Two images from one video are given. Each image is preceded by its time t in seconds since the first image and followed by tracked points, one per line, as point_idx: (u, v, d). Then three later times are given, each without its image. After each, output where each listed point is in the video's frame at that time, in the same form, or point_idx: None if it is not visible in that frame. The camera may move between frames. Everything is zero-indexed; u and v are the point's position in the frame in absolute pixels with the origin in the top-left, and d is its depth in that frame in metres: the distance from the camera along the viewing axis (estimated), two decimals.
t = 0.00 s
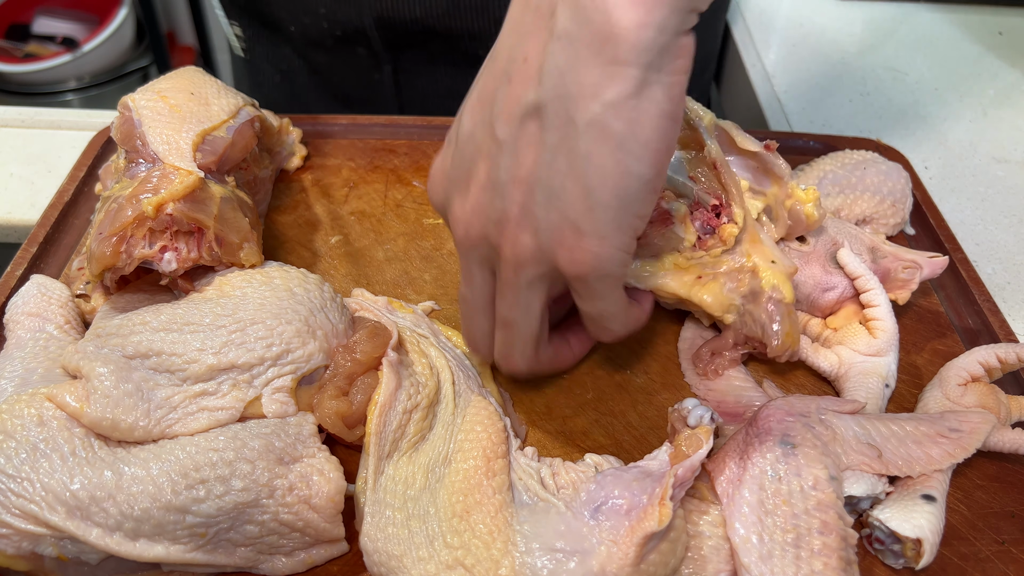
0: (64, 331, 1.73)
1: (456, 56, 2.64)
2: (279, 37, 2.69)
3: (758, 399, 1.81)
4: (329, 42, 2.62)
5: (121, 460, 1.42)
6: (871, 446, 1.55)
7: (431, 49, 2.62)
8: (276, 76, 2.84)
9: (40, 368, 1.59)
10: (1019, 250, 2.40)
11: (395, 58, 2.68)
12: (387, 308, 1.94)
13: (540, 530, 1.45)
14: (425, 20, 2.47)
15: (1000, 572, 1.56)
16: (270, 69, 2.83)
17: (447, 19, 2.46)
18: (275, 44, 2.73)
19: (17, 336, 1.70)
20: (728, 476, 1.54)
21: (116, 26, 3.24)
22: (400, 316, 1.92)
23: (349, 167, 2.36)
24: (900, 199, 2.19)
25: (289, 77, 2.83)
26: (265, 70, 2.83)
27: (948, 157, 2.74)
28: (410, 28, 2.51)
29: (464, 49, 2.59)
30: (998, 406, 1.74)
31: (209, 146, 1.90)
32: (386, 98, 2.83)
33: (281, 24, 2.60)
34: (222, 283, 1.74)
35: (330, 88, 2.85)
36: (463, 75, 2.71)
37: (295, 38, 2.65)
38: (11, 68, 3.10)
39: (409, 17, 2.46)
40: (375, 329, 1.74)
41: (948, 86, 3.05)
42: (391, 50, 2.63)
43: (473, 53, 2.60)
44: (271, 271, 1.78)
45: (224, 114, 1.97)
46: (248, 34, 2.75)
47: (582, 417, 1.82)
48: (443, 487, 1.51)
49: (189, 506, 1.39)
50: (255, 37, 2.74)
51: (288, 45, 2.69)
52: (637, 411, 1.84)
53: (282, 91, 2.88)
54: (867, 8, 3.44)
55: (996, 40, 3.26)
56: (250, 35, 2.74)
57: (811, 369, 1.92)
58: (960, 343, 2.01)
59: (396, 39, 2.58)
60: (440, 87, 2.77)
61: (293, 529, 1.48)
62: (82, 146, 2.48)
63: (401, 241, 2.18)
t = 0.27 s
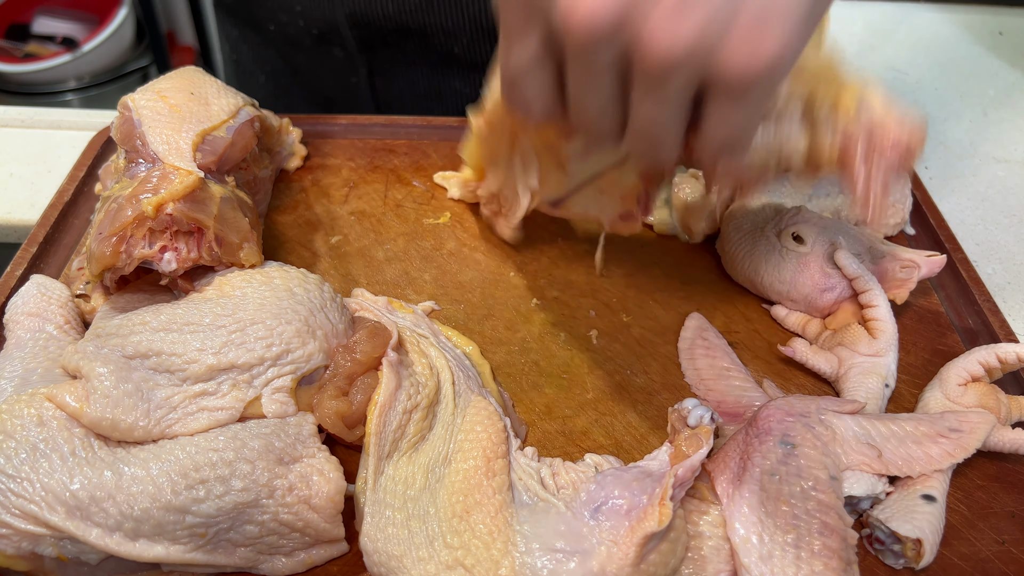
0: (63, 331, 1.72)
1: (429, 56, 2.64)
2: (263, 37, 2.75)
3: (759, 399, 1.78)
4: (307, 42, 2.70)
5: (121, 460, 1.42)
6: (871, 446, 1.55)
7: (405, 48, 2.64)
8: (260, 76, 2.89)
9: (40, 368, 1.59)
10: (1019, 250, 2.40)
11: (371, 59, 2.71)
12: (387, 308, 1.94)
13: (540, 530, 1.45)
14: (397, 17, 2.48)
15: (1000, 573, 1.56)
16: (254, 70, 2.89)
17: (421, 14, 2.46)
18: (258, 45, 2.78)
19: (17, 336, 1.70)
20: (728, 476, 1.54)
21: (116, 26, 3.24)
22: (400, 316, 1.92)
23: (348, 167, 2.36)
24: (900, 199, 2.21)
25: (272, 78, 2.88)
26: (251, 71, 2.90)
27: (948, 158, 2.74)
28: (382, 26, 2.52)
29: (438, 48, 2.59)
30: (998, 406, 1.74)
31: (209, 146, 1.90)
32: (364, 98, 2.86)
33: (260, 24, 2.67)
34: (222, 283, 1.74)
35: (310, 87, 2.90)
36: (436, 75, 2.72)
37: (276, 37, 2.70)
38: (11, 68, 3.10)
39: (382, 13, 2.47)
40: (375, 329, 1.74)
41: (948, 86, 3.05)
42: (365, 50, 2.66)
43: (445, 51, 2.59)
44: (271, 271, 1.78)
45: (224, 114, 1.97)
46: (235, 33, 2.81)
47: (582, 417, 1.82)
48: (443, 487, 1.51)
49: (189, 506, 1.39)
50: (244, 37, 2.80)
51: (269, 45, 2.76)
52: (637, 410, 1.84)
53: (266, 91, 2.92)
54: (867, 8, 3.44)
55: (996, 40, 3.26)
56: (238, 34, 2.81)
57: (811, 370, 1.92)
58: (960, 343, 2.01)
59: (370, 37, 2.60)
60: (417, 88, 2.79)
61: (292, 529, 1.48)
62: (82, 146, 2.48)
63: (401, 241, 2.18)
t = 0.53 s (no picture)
0: (63, 331, 1.73)
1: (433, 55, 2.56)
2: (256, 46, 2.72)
3: (758, 399, 1.79)
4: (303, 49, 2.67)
5: (121, 460, 1.42)
6: (871, 446, 1.55)
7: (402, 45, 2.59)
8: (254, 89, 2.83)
9: (40, 368, 1.59)
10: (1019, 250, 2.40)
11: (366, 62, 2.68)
12: (387, 308, 1.93)
13: (540, 530, 1.44)
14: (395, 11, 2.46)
15: (1000, 572, 1.56)
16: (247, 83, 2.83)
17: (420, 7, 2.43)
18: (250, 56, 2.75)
19: (17, 336, 1.70)
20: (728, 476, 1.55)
21: (116, 27, 3.25)
22: (400, 316, 1.91)
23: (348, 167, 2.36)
24: (900, 199, 2.19)
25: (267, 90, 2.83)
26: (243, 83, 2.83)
27: (948, 158, 2.74)
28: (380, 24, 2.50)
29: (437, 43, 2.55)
30: (998, 406, 1.75)
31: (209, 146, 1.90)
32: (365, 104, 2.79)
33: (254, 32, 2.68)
34: (222, 283, 1.74)
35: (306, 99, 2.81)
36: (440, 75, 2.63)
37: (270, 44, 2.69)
38: (11, 68, 3.10)
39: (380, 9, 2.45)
40: (376, 329, 1.76)
41: (948, 86, 3.06)
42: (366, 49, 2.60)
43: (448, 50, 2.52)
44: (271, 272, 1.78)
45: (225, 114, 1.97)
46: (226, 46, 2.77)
47: (583, 417, 1.82)
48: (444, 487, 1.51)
49: (189, 506, 1.39)
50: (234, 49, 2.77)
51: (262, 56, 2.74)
52: (637, 410, 1.85)
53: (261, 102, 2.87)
54: (867, 8, 3.45)
55: (996, 41, 3.26)
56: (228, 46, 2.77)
57: (811, 370, 1.93)
58: (960, 343, 2.01)
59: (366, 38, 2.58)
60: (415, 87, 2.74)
61: (293, 529, 1.48)
62: (82, 146, 2.48)
63: (401, 241, 2.19)
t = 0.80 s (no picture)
0: (64, 331, 1.73)
1: (431, 49, 2.53)
2: (248, 49, 2.64)
3: (758, 399, 1.79)
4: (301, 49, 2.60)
5: (121, 460, 1.42)
6: (871, 446, 1.55)
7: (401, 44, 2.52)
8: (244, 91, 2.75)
9: (40, 368, 1.59)
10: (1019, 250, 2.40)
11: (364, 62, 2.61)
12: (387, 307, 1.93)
13: (540, 530, 1.45)
14: (398, 13, 2.38)
15: (1000, 573, 1.56)
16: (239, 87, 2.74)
17: (420, 7, 2.36)
18: (242, 58, 2.67)
19: (17, 336, 1.70)
20: (728, 475, 1.54)
21: (117, 27, 3.25)
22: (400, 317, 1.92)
23: (348, 167, 2.36)
24: (900, 199, 2.19)
25: (259, 94, 2.75)
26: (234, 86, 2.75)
27: (948, 158, 2.74)
28: (381, 24, 2.42)
29: (439, 41, 2.49)
30: (998, 406, 1.75)
31: (209, 146, 1.90)
32: (360, 99, 2.76)
33: (248, 37, 2.59)
34: (222, 283, 1.74)
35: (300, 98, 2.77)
36: (436, 68, 2.60)
37: (264, 47, 2.61)
38: (10, 68, 3.10)
39: (382, 11, 2.38)
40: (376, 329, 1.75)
41: (948, 86, 3.06)
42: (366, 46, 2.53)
43: (448, 43, 2.49)
44: (271, 271, 1.78)
45: (224, 114, 1.97)
46: (215, 51, 2.69)
47: (583, 417, 1.82)
48: (443, 486, 1.50)
49: (189, 506, 1.39)
50: (224, 53, 2.68)
51: (255, 59, 2.66)
52: (637, 410, 1.85)
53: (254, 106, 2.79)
54: (867, 9, 3.45)
55: (996, 41, 3.26)
56: (218, 51, 2.68)
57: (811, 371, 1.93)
58: (960, 343, 2.01)
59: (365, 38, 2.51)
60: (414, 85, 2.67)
61: (293, 529, 1.48)
62: (82, 146, 2.48)
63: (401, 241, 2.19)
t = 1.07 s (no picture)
0: (64, 331, 1.73)
1: (450, 34, 2.54)
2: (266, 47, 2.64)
3: (758, 399, 1.79)
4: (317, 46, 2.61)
5: (121, 460, 1.42)
6: (871, 446, 1.55)
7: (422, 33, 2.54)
8: (261, 90, 2.76)
9: (40, 368, 1.59)
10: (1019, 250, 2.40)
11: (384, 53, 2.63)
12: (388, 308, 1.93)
13: (540, 530, 1.45)
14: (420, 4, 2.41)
15: (1000, 573, 1.56)
16: (255, 85, 2.75)
17: None
18: (257, 57, 2.66)
19: (17, 336, 1.70)
20: (728, 476, 1.54)
21: (116, 26, 3.25)
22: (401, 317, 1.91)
23: (348, 167, 2.36)
24: (900, 199, 2.19)
25: (276, 90, 2.76)
26: (251, 85, 2.75)
27: (948, 158, 2.74)
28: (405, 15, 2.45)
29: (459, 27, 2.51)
30: (998, 406, 1.75)
31: (209, 146, 1.90)
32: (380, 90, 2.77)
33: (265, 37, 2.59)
34: (222, 283, 1.74)
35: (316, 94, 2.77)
36: (453, 53, 2.62)
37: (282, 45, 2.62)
38: (11, 68, 3.10)
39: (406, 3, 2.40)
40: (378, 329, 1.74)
41: (948, 86, 3.06)
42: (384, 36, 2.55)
43: (467, 27, 2.51)
44: (271, 271, 1.78)
45: (224, 114, 1.97)
46: (227, 52, 2.66)
47: (583, 417, 1.82)
48: (443, 487, 1.49)
49: (189, 506, 1.39)
50: (236, 53, 2.66)
51: (272, 55, 2.66)
52: (637, 410, 1.85)
53: (271, 104, 2.80)
54: (867, 9, 3.45)
55: (996, 40, 3.26)
56: (230, 51, 2.66)
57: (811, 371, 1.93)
58: (960, 343, 2.01)
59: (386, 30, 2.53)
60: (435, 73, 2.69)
61: (293, 529, 1.48)
62: (82, 146, 2.48)
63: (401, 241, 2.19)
